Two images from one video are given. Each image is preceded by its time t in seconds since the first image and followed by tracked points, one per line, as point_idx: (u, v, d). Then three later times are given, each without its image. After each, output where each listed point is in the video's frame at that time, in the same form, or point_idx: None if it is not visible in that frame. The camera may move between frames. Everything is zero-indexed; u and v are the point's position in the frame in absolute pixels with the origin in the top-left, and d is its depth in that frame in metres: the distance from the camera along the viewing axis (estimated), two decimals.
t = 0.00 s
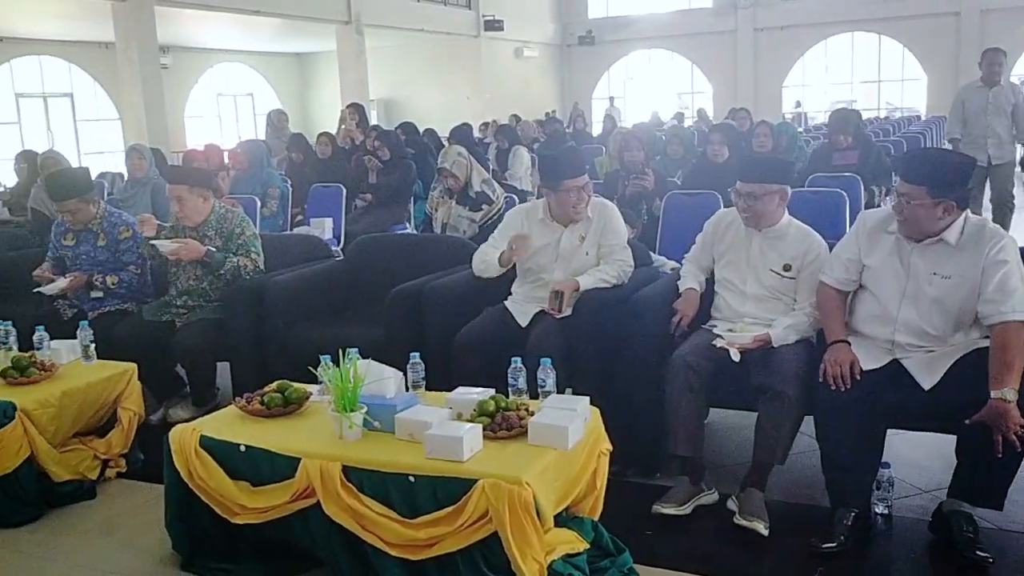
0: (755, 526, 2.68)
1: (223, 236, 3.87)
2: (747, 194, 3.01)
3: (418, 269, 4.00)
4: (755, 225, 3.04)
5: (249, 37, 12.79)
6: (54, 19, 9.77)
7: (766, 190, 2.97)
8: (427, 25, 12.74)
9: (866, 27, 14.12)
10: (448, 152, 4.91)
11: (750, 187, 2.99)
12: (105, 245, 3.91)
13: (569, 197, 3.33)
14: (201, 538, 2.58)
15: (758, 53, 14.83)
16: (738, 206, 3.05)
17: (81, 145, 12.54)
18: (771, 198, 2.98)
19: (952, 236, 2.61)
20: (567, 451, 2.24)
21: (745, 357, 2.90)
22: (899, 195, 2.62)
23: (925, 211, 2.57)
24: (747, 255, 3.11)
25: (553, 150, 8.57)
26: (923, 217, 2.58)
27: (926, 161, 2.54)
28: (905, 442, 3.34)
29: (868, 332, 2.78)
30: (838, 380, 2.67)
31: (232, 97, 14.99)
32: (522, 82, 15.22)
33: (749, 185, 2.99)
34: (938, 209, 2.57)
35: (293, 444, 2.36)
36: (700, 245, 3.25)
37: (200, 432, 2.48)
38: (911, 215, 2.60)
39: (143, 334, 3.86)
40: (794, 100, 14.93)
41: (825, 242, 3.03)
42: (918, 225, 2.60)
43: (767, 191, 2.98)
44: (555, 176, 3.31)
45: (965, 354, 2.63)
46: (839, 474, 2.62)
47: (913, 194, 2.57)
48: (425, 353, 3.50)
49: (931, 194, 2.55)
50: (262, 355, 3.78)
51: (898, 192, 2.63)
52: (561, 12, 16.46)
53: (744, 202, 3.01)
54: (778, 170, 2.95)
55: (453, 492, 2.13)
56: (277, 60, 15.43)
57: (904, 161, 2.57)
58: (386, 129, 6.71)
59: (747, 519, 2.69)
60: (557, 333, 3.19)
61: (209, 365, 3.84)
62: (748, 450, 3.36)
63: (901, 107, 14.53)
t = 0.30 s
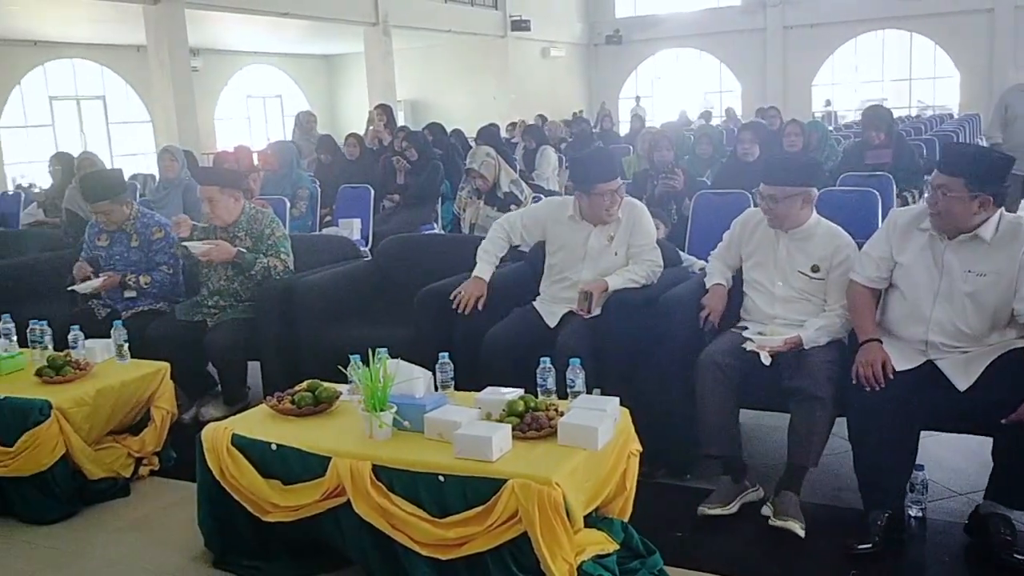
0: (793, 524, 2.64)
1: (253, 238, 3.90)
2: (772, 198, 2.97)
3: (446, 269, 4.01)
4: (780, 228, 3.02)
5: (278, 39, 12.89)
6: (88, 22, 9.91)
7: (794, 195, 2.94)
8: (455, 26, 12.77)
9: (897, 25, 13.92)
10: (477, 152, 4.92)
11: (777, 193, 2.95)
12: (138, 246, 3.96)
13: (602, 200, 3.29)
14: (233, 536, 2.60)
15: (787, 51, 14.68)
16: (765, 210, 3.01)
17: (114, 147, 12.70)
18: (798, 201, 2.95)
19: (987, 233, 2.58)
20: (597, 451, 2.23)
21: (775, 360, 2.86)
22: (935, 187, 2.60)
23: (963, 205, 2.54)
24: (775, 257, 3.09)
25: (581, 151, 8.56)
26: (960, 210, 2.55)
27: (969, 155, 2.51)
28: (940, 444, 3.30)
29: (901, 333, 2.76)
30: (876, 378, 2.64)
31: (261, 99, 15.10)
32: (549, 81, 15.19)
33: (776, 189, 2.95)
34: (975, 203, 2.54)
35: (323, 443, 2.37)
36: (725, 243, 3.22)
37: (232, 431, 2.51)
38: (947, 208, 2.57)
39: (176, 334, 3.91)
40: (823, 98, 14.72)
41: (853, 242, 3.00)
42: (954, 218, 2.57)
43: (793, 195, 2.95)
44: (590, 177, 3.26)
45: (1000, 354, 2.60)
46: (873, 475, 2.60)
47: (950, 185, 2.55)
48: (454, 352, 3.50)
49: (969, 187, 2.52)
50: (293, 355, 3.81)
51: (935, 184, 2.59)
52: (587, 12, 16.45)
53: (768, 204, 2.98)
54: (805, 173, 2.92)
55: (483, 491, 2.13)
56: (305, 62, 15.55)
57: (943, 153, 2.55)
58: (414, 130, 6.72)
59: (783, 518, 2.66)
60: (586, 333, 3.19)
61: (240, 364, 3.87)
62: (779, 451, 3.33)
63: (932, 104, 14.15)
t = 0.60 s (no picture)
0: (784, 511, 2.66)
1: (287, 237, 3.93)
2: (806, 198, 2.96)
3: (478, 269, 4.01)
4: (817, 228, 2.99)
5: (312, 39, 12.98)
6: (126, 24, 10.05)
7: (830, 193, 2.92)
8: (487, 26, 12.78)
9: (936, 23, 13.66)
10: (510, 152, 4.94)
11: (812, 193, 2.93)
12: (175, 244, 4.01)
13: (638, 201, 3.27)
14: (267, 532, 2.62)
15: (822, 50, 14.49)
16: (799, 210, 3.00)
17: (151, 147, 12.88)
18: (832, 200, 2.93)
19: (1011, 233, 2.55)
20: (630, 453, 2.22)
21: (812, 362, 2.85)
22: (960, 183, 2.59)
23: (987, 202, 2.53)
24: (809, 257, 3.06)
25: (614, 151, 8.53)
26: (983, 207, 2.54)
27: (998, 156, 2.50)
28: (980, 450, 3.25)
29: (937, 341, 2.70)
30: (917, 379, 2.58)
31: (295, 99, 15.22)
32: (582, 82, 15.14)
33: (812, 189, 2.93)
34: (999, 200, 2.52)
35: (357, 441, 2.39)
36: (754, 241, 3.20)
37: (267, 428, 2.53)
38: (970, 206, 2.56)
39: (212, 331, 3.95)
40: (860, 98, 14.49)
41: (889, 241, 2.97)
42: (977, 216, 2.56)
43: (828, 194, 2.93)
44: (624, 179, 3.25)
45: None
46: (911, 481, 2.56)
47: (974, 181, 2.54)
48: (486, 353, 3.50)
49: (993, 183, 2.51)
50: (326, 355, 3.84)
51: (960, 182, 2.59)
52: (621, 12, 16.41)
53: (804, 205, 2.96)
54: (839, 172, 2.90)
55: (515, 492, 2.13)
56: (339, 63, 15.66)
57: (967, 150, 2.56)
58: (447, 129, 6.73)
59: (780, 493, 2.64)
60: (619, 334, 3.17)
61: (274, 362, 3.91)
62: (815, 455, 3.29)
63: (972, 104, 13.88)
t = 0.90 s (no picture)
0: (842, 495, 2.66)
1: (316, 236, 3.95)
2: (831, 194, 2.96)
3: (504, 269, 3.99)
4: (841, 227, 3.00)
5: (341, 39, 13.04)
6: (158, 23, 10.16)
7: (858, 187, 2.91)
8: (515, 26, 12.77)
9: (970, 23, 13.44)
10: (537, 152, 4.89)
11: (844, 188, 2.92)
12: (204, 242, 4.03)
13: (671, 207, 3.20)
14: (294, 529, 2.64)
15: (853, 50, 14.32)
16: (834, 208, 2.97)
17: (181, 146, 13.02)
18: (858, 198, 2.92)
19: None
20: (657, 455, 2.21)
21: (844, 358, 2.85)
22: (970, 194, 2.58)
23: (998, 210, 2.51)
24: (833, 258, 3.04)
25: (642, 152, 8.50)
26: (993, 217, 2.53)
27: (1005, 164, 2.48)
28: (1014, 456, 3.20)
29: (960, 350, 2.67)
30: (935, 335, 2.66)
31: (323, 99, 15.31)
32: (609, 82, 15.09)
33: (843, 185, 2.91)
34: (1009, 209, 2.51)
35: (384, 440, 2.39)
36: (775, 248, 3.17)
37: (295, 426, 2.55)
38: (980, 215, 2.55)
39: (240, 329, 3.98)
40: (891, 99, 14.31)
41: (909, 232, 2.98)
42: (988, 226, 2.54)
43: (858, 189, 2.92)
44: (655, 182, 3.17)
45: None
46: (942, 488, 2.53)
47: (983, 190, 2.53)
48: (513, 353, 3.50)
49: (1001, 192, 2.50)
50: (354, 354, 3.86)
51: (971, 192, 2.58)
52: (649, 12, 16.35)
53: (832, 201, 2.95)
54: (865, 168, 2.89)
55: (541, 493, 2.12)
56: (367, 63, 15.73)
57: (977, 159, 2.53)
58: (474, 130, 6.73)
59: (788, 521, 2.63)
60: (647, 336, 3.16)
61: (302, 360, 3.94)
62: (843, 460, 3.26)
63: (1007, 106, 13.77)
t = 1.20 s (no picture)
0: (871, 497, 2.63)
1: (341, 236, 3.98)
2: (849, 195, 2.93)
3: (527, 269, 3.99)
4: (859, 228, 2.97)
5: (365, 40, 13.09)
6: (184, 24, 10.24)
7: (875, 189, 2.88)
8: (539, 26, 12.76)
9: (1000, 22, 13.25)
10: (560, 152, 4.90)
11: (866, 190, 2.88)
12: (231, 241, 4.07)
13: (704, 210, 3.16)
14: (318, 527, 2.65)
15: (881, 49, 14.17)
16: (857, 211, 2.93)
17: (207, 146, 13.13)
18: (879, 199, 2.89)
19: None
20: (682, 457, 2.20)
21: (873, 357, 2.84)
22: (994, 199, 2.54)
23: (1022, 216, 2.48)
24: (852, 261, 3.02)
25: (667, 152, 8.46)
26: (1017, 222, 2.49)
27: None
28: None
29: (988, 354, 2.64)
30: (912, 297, 2.69)
31: (347, 99, 15.39)
32: (633, 81, 15.04)
33: (865, 187, 2.88)
34: None
35: (409, 439, 2.40)
36: (791, 253, 3.15)
37: (320, 425, 2.56)
38: (1005, 221, 2.51)
39: (266, 327, 4.01)
40: (919, 99, 14.14)
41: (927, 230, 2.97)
42: (1013, 231, 2.51)
43: (879, 190, 2.88)
44: (685, 185, 3.13)
45: None
46: (970, 492, 2.50)
47: (1005, 197, 2.49)
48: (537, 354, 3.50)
49: None
50: (377, 354, 3.88)
51: (995, 197, 2.54)
52: (674, 12, 16.27)
53: (851, 203, 2.93)
54: (883, 168, 2.86)
55: (566, 493, 2.12)
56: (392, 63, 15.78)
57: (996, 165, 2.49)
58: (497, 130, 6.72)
59: (828, 529, 2.61)
60: (672, 336, 3.15)
61: (327, 359, 3.96)
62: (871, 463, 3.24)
63: None
